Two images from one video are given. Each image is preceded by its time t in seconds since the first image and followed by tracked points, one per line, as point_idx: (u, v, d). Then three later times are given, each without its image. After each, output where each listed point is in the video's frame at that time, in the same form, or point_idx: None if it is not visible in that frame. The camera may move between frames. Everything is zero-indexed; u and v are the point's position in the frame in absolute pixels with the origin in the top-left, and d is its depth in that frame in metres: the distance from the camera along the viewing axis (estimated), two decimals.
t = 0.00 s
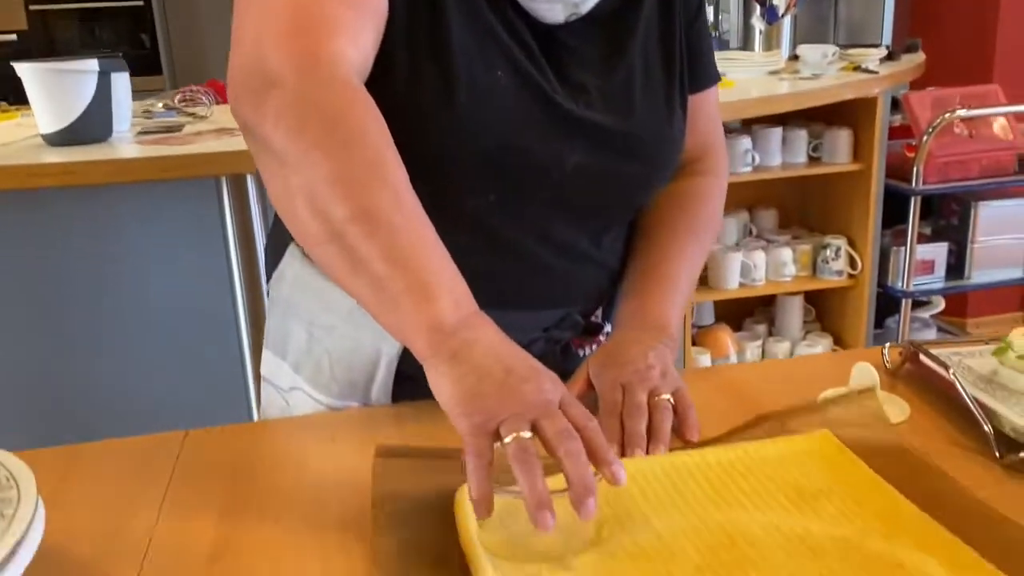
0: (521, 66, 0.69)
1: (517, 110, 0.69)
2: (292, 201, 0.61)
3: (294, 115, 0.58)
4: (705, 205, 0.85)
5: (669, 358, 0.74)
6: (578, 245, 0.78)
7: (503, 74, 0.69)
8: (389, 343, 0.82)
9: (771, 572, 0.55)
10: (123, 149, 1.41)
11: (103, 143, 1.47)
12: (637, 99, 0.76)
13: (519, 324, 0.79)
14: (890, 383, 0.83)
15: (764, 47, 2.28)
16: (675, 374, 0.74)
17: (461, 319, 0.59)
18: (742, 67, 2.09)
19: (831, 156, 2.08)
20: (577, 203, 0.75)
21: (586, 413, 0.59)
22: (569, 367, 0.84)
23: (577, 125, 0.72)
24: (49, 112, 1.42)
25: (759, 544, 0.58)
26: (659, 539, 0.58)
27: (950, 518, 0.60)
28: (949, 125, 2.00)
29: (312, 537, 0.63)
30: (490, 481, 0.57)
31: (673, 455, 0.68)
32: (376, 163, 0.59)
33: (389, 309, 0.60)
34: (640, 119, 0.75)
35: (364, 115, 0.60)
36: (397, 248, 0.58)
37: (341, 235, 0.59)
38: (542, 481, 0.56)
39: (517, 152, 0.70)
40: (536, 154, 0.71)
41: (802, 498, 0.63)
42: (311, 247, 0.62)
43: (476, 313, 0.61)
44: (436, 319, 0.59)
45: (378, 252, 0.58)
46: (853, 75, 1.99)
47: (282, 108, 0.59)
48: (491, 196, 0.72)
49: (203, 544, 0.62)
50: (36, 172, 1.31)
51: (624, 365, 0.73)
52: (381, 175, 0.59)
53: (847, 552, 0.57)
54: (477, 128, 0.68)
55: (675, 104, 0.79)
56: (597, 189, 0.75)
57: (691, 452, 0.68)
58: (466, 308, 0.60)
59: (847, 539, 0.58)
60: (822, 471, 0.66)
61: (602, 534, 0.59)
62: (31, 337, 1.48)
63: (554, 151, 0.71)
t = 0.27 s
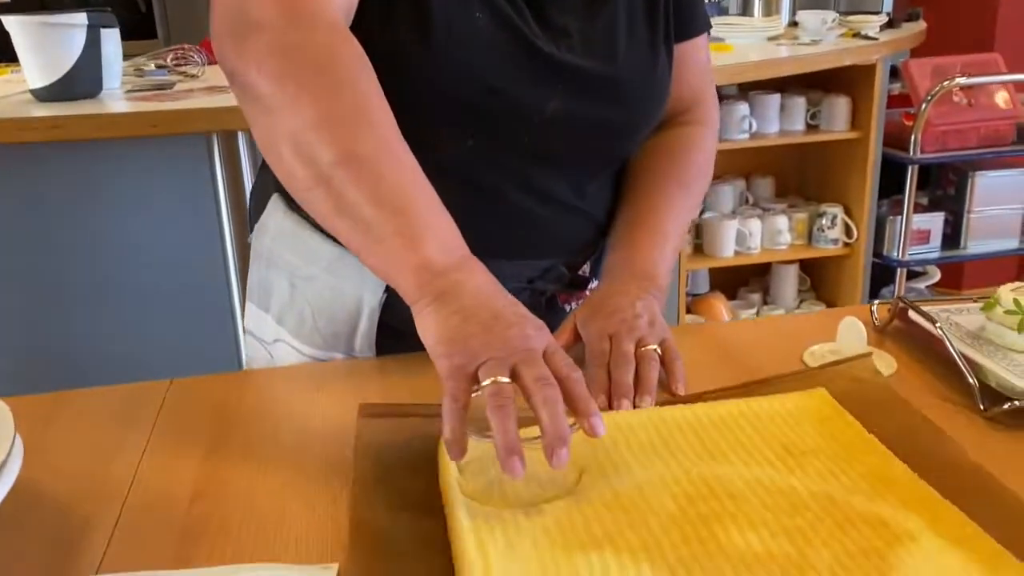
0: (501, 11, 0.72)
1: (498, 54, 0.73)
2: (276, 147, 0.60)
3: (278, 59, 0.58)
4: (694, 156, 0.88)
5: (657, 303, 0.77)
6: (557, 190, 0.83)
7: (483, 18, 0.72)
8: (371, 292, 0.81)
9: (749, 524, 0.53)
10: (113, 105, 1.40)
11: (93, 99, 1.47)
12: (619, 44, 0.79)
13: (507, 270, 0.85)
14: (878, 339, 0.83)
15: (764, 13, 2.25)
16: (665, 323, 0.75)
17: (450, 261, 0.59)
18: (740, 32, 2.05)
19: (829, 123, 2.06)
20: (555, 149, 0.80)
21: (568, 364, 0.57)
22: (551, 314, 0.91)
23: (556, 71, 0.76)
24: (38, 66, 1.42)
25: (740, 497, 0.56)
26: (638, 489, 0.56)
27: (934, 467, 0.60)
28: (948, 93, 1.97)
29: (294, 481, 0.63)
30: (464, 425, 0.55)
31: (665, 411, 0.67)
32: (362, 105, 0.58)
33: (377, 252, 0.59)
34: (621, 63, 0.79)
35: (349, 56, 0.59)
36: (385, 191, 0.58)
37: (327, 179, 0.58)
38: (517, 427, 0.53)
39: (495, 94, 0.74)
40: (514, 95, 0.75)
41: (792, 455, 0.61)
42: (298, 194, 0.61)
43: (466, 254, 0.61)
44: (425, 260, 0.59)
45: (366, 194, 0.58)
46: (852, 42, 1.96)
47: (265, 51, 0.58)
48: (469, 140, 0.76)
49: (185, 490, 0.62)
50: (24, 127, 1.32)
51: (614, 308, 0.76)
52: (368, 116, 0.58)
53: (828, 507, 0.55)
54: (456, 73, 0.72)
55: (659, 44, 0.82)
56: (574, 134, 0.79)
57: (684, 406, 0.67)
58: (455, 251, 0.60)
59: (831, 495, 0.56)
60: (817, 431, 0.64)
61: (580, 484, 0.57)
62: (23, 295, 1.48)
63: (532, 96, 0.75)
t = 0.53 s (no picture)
0: None
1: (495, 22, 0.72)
2: (276, 113, 0.60)
3: (272, 20, 0.57)
4: (693, 123, 0.88)
5: (653, 269, 0.78)
6: (555, 160, 0.82)
7: None
8: (364, 259, 0.81)
9: (734, 492, 0.52)
10: (111, 73, 1.39)
11: (88, 67, 1.46)
12: (617, 10, 0.78)
13: (504, 238, 0.85)
14: (877, 313, 0.83)
15: None
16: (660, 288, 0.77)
17: (449, 225, 0.58)
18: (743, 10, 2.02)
19: (831, 103, 2.04)
20: (553, 119, 0.79)
21: (563, 333, 0.55)
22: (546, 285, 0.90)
23: (553, 39, 0.75)
24: (33, 33, 1.41)
25: (729, 466, 0.55)
26: (628, 454, 0.56)
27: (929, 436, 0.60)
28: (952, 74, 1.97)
29: (289, 444, 0.62)
30: (453, 387, 0.55)
31: (659, 380, 0.67)
32: (359, 69, 0.58)
33: (378, 217, 0.59)
34: (619, 32, 0.78)
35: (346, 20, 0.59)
36: (383, 154, 0.57)
37: (326, 144, 0.58)
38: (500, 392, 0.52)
39: (492, 63, 0.73)
40: (512, 62, 0.74)
41: (785, 427, 0.61)
42: (299, 160, 0.61)
43: (467, 217, 0.59)
44: (424, 224, 0.58)
45: (365, 158, 0.57)
46: (856, 21, 1.93)
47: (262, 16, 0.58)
48: (465, 108, 0.76)
49: (179, 451, 0.62)
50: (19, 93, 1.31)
51: (610, 275, 0.77)
52: (365, 79, 0.58)
53: (817, 478, 0.54)
54: (453, 41, 0.71)
55: (658, 13, 0.81)
56: (571, 103, 0.79)
57: (682, 376, 0.67)
58: (456, 214, 0.59)
59: (821, 466, 0.56)
60: (811, 403, 0.64)
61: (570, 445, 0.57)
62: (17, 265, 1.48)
63: (529, 64, 0.75)
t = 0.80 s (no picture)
0: None
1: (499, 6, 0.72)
2: (282, 95, 0.59)
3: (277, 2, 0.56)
4: (694, 109, 0.87)
5: (653, 256, 0.78)
6: (561, 146, 0.82)
7: None
8: (364, 244, 0.80)
9: (733, 482, 0.52)
10: (111, 54, 1.38)
11: (89, 48, 1.45)
12: None
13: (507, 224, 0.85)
14: (880, 303, 0.82)
15: None
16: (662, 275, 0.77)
17: (456, 208, 0.58)
18: None
19: (835, 93, 2.04)
20: (557, 105, 0.79)
21: (562, 326, 0.54)
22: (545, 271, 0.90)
23: (557, 24, 0.75)
24: (34, 13, 1.40)
25: (728, 455, 0.55)
26: (628, 442, 0.56)
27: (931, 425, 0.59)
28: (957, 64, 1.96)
29: (289, 428, 0.62)
30: (448, 372, 0.55)
31: (659, 368, 0.66)
32: (365, 50, 0.57)
33: (385, 200, 0.59)
34: (621, 16, 0.77)
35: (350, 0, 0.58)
36: (390, 137, 0.57)
37: (332, 127, 0.58)
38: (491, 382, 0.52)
39: (496, 48, 0.73)
40: (516, 49, 0.74)
41: (786, 418, 0.60)
42: (305, 142, 0.61)
43: (477, 202, 0.59)
44: (431, 208, 0.57)
45: (371, 141, 0.57)
46: (861, 9, 1.91)
47: None
48: (469, 94, 0.75)
49: (178, 434, 0.61)
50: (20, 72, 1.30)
51: (611, 261, 0.76)
52: (371, 61, 0.57)
53: (817, 469, 0.54)
54: (458, 25, 0.71)
55: None
56: (576, 89, 0.78)
57: (682, 365, 0.67)
58: (465, 199, 0.58)
59: (824, 458, 0.55)
60: (812, 393, 0.63)
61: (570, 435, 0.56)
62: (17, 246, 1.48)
63: (533, 51, 0.74)
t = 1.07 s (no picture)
0: None
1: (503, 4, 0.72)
2: (280, 92, 0.59)
3: None
4: (696, 110, 0.87)
5: (654, 257, 0.78)
6: (560, 146, 0.82)
7: None
8: (364, 242, 0.80)
9: (744, 483, 0.52)
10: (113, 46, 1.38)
11: (91, 41, 1.44)
12: None
13: (506, 224, 0.84)
14: (882, 305, 0.82)
15: None
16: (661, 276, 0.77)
17: (453, 211, 0.58)
18: None
19: (838, 91, 2.03)
20: (557, 104, 0.78)
21: (564, 329, 0.54)
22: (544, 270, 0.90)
23: (561, 24, 0.74)
24: (36, 5, 1.39)
25: (736, 455, 0.55)
26: (634, 445, 0.56)
27: (931, 432, 0.59)
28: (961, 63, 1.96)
29: (290, 427, 0.62)
30: (451, 376, 0.54)
31: (659, 368, 0.66)
32: (369, 50, 0.57)
33: (380, 201, 0.58)
34: (626, 16, 0.77)
35: None
36: (388, 139, 0.57)
37: (330, 126, 0.57)
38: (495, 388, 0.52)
39: (499, 47, 0.73)
40: (519, 48, 0.73)
41: (788, 417, 0.60)
42: (301, 140, 0.60)
43: (475, 206, 0.59)
44: (427, 210, 0.57)
45: (369, 142, 0.57)
46: (865, 7, 1.90)
47: None
48: (469, 92, 0.75)
49: (178, 433, 0.61)
50: (21, 65, 1.30)
51: (613, 262, 0.76)
52: (372, 62, 0.57)
53: (824, 469, 0.54)
54: (461, 23, 0.70)
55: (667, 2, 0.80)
56: (577, 89, 0.78)
57: (680, 363, 0.67)
58: (462, 202, 0.59)
59: (828, 457, 0.56)
60: (814, 393, 0.63)
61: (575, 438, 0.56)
62: (18, 239, 1.48)
63: (537, 49, 0.74)
